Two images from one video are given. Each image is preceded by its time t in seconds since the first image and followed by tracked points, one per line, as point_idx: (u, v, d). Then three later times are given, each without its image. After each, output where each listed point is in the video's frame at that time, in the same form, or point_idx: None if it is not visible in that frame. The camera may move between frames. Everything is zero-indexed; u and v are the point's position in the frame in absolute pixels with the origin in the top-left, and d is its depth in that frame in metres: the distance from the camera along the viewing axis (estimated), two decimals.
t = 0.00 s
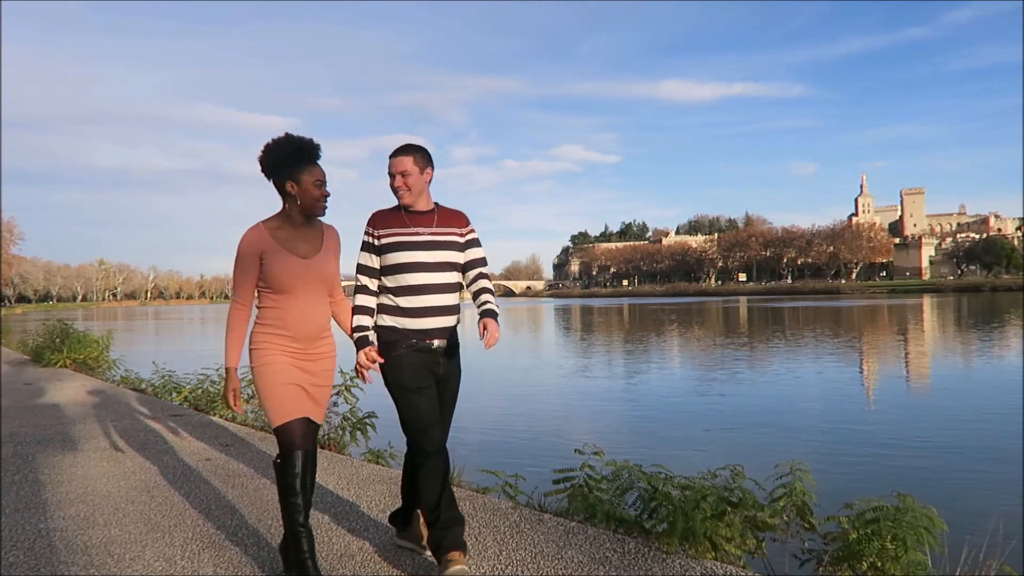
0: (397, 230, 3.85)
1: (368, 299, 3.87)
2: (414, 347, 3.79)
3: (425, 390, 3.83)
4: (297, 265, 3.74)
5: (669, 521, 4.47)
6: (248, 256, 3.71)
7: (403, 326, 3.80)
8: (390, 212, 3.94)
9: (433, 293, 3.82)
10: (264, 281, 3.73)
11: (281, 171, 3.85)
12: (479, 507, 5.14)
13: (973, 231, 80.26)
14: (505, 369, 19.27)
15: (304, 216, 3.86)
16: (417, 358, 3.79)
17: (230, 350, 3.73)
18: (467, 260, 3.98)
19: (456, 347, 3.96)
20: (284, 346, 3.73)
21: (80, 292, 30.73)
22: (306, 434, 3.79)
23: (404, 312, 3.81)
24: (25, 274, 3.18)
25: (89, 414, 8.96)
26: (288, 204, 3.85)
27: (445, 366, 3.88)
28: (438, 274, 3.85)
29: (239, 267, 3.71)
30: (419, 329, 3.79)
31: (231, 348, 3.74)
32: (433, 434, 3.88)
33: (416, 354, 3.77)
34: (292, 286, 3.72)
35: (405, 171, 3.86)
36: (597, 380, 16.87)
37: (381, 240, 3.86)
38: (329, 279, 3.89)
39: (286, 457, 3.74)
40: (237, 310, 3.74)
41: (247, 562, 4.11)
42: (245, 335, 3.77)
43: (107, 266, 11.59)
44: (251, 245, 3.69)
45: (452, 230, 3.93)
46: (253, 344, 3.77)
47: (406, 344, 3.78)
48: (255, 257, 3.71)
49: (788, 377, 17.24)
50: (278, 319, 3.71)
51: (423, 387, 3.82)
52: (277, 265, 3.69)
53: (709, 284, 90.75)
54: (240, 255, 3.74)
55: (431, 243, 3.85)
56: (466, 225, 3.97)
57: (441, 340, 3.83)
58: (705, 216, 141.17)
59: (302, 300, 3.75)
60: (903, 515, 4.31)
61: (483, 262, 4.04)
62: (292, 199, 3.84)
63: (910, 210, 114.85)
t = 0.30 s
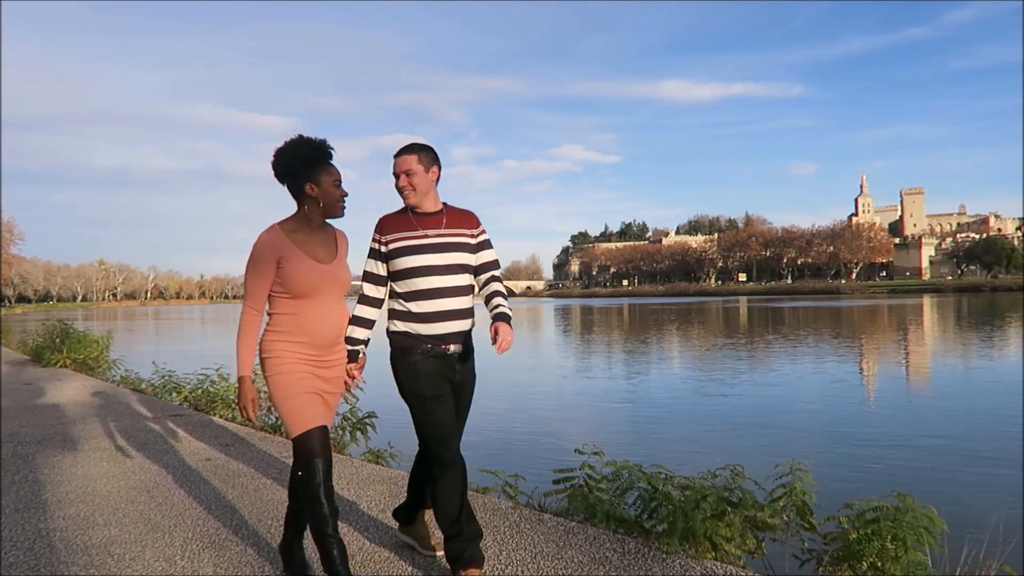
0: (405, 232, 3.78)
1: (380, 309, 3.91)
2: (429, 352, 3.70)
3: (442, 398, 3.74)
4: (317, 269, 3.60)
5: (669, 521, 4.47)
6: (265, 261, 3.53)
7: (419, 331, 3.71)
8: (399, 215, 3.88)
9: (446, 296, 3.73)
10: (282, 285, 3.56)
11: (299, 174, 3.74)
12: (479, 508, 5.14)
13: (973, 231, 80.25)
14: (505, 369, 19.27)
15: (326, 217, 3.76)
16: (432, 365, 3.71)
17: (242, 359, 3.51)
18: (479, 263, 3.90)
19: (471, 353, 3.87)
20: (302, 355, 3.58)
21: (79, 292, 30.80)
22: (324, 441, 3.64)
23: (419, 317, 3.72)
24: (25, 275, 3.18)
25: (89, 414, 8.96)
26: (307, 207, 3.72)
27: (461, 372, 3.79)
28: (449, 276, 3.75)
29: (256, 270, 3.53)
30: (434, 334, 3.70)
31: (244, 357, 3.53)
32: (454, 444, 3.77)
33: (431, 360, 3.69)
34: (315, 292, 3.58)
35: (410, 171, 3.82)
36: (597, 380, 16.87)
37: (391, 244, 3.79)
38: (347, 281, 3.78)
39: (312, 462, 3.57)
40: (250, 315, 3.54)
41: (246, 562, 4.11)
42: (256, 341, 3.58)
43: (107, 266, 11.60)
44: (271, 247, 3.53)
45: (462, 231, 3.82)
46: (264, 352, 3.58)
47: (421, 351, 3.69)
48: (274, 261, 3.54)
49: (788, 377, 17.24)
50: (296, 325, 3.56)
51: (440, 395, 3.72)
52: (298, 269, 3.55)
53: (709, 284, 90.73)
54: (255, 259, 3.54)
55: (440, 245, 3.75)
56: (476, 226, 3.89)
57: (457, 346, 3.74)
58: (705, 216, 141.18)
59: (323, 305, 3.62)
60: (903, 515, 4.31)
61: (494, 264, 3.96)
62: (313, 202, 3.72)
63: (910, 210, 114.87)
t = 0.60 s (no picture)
0: (413, 226, 3.75)
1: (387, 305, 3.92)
2: (438, 350, 3.64)
3: (451, 396, 3.68)
4: (344, 265, 3.48)
5: (669, 520, 4.47)
6: (292, 258, 3.36)
7: (431, 324, 3.67)
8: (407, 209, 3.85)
9: (459, 288, 3.68)
10: (307, 282, 3.40)
11: (320, 166, 3.58)
12: (479, 508, 5.15)
13: (973, 231, 80.26)
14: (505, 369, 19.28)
15: (347, 211, 3.64)
16: (443, 365, 3.65)
17: (267, 360, 3.31)
18: (492, 254, 3.89)
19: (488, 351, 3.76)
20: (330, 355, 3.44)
21: (80, 292, 30.87)
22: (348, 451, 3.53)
23: (431, 310, 3.68)
24: (25, 274, 3.19)
25: (89, 414, 8.97)
26: (329, 200, 3.58)
27: (475, 371, 3.70)
28: (461, 266, 3.69)
29: (281, 266, 3.34)
30: (446, 328, 3.65)
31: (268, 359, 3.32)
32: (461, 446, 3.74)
33: (439, 358, 3.63)
34: (342, 287, 3.46)
35: (410, 162, 3.78)
36: (597, 380, 16.88)
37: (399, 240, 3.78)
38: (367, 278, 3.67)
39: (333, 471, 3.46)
40: (275, 316, 3.34)
41: (246, 562, 4.11)
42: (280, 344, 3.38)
43: (107, 266, 11.62)
44: (297, 242, 3.37)
45: (471, 220, 3.77)
46: (288, 353, 3.40)
47: (430, 351, 3.64)
48: (299, 258, 3.38)
49: (788, 377, 17.25)
50: (325, 324, 3.42)
51: (448, 393, 3.68)
52: (326, 265, 3.41)
53: (710, 284, 90.74)
54: (278, 256, 3.36)
55: (450, 235, 3.70)
56: (487, 214, 3.83)
57: (469, 341, 3.67)
58: (705, 216, 141.23)
59: (349, 302, 3.51)
60: (903, 515, 4.31)
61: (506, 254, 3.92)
62: (336, 195, 3.58)
63: (910, 210, 114.89)
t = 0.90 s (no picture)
0: (417, 224, 3.74)
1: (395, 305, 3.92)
2: (440, 352, 3.64)
3: (454, 395, 3.68)
4: (361, 260, 3.44)
5: (669, 521, 4.47)
6: (311, 249, 3.31)
7: (432, 327, 3.67)
8: (412, 207, 3.83)
9: (462, 287, 3.64)
10: (326, 275, 3.36)
11: (336, 156, 3.52)
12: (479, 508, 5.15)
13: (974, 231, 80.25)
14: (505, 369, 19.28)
15: (363, 202, 3.61)
16: (445, 366, 3.65)
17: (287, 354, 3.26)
18: (502, 251, 3.84)
19: (496, 351, 3.71)
20: (343, 351, 3.40)
21: (80, 291, 30.91)
22: (353, 453, 3.48)
23: (433, 312, 3.66)
24: (25, 274, 3.19)
25: (89, 414, 8.97)
26: (346, 191, 3.53)
27: (480, 369, 3.66)
28: (464, 265, 3.66)
29: (299, 257, 3.30)
30: (445, 330, 3.64)
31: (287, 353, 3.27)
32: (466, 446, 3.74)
33: (439, 357, 3.64)
34: (359, 281, 3.43)
35: (412, 156, 3.76)
36: (597, 380, 16.88)
37: (402, 238, 3.76)
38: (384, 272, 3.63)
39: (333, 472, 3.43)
40: (292, 309, 3.29)
41: (246, 562, 4.11)
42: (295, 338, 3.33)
43: (106, 265, 11.64)
44: (316, 233, 3.33)
45: (476, 216, 3.73)
46: (304, 348, 3.35)
47: (431, 354, 3.65)
48: (317, 250, 3.34)
49: (788, 377, 17.25)
50: (342, 319, 3.39)
51: (450, 392, 3.67)
52: (344, 257, 3.37)
53: (710, 283, 90.73)
54: (297, 247, 3.31)
55: (453, 233, 3.68)
56: (493, 210, 3.79)
57: (472, 342, 3.64)
58: (705, 216, 141.25)
59: (364, 297, 3.47)
60: (903, 515, 4.31)
61: (517, 250, 3.87)
62: (353, 185, 3.54)
63: (910, 210, 114.88)
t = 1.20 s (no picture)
0: (422, 223, 3.66)
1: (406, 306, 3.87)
2: (445, 353, 3.61)
3: (458, 396, 3.65)
4: (380, 255, 3.34)
5: (669, 521, 4.47)
6: (331, 243, 3.20)
7: (439, 329, 3.62)
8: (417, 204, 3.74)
9: (469, 288, 3.56)
10: (345, 270, 3.26)
11: (354, 148, 3.43)
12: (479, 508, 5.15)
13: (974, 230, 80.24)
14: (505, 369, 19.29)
15: (382, 194, 3.52)
16: (450, 368, 3.63)
17: (311, 352, 3.16)
18: (513, 245, 3.71)
19: (504, 352, 3.63)
20: (362, 349, 3.32)
21: (80, 290, 30.96)
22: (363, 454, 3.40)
23: (439, 315, 3.60)
24: (24, 274, 3.19)
25: (89, 413, 8.97)
26: (365, 183, 3.43)
27: (485, 371, 3.61)
28: (471, 265, 3.56)
29: (319, 251, 3.20)
30: (451, 333, 3.59)
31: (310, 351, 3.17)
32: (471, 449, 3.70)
33: (444, 359, 3.61)
34: (379, 277, 3.34)
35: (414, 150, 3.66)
36: (597, 380, 16.90)
37: (408, 238, 3.68)
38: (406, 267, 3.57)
39: (341, 473, 3.36)
40: (311, 305, 3.19)
41: (246, 562, 4.11)
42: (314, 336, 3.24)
43: (106, 265, 11.65)
44: (336, 227, 3.23)
45: (483, 211, 3.61)
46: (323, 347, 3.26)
47: (437, 354, 3.63)
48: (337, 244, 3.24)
49: (788, 377, 17.25)
50: (359, 317, 3.30)
51: (455, 393, 3.64)
52: (365, 252, 3.28)
53: (710, 284, 90.75)
54: (317, 240, 3.20)
55: (459, 232, 3.58)
56: (500, 204, 3.66)
57: (480, 344, 3.58)
58: (705, 216, 141.34)
59: (382, 293, 3.38)
60: (903, 515, 4.31)
61: (529, 243, 3.74)
62: (372, 177, 3.45)
63: (910, 210, 114.89)
